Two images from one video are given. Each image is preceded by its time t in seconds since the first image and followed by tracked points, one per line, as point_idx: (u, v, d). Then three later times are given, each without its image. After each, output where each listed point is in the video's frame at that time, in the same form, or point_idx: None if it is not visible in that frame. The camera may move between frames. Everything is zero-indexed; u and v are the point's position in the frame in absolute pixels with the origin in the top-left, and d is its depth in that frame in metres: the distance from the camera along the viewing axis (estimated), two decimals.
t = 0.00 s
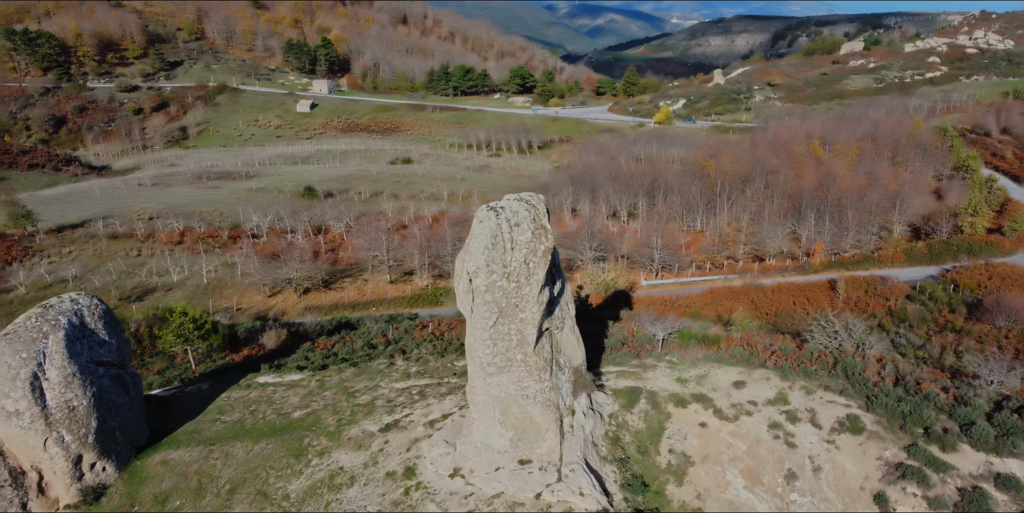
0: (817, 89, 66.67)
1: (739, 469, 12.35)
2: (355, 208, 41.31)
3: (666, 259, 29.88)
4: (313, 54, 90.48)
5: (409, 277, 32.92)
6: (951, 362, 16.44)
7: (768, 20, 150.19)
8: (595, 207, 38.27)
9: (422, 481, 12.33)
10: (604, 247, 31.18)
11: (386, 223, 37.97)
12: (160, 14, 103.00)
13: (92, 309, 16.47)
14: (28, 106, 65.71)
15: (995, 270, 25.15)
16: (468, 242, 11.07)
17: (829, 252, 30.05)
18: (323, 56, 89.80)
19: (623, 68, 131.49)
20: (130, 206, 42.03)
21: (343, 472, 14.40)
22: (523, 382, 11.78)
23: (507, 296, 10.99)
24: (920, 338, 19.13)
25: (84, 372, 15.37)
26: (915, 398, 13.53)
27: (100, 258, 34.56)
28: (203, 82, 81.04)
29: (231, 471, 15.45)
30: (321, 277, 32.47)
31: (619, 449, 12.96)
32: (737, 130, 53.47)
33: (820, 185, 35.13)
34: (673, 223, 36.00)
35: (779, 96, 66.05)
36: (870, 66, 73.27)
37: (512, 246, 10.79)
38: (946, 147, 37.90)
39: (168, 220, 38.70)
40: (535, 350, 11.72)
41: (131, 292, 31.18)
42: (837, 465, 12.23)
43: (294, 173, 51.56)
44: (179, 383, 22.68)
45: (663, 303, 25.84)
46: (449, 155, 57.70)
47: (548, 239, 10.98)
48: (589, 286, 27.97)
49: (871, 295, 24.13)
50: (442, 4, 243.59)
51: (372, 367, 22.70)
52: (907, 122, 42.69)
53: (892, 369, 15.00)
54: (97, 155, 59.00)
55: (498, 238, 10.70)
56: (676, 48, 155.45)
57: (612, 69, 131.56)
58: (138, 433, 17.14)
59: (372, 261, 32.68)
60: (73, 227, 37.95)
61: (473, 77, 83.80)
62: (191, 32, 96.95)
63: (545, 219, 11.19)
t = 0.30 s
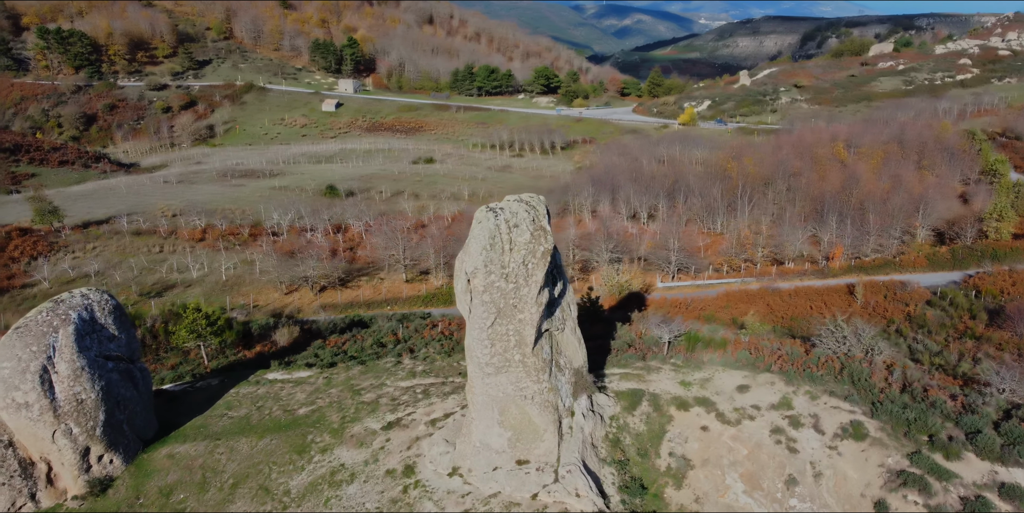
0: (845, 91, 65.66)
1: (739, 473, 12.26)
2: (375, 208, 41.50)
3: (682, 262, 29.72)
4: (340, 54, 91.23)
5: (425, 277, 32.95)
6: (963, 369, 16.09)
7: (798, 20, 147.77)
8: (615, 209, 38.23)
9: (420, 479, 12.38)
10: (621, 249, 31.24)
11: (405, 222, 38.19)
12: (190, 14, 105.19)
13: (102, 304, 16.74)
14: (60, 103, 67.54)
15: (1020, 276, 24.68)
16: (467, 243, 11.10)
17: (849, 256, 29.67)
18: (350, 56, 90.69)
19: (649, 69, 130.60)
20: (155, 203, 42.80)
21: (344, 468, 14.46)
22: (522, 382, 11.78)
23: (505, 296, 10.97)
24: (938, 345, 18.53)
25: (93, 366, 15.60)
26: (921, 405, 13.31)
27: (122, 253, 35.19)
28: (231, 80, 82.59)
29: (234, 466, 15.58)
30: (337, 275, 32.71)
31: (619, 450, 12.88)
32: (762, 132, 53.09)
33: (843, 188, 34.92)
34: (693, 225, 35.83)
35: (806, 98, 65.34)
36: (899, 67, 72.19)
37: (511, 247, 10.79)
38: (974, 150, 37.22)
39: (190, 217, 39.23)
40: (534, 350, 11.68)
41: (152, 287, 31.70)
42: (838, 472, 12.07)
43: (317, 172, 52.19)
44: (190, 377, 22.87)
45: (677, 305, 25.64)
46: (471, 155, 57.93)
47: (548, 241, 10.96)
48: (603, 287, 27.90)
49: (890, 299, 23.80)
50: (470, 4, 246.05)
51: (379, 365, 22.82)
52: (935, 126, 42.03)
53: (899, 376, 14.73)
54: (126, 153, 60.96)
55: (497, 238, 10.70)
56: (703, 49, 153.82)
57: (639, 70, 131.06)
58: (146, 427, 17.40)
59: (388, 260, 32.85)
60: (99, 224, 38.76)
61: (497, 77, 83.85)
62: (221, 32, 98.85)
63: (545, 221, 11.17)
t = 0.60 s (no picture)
0: (874, 94, 64.52)
1: (739, 478, 12.16)
2: (395, 207, 41.57)
3: (700, 264, 29.46)
4: (366, 53, 92.38)
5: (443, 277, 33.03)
6: (974, 376, 15.79)
7: (830, 21, 145.33)
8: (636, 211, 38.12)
9: (419, 477, 12.44)
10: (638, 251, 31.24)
11: (425, 221, 38.41)
12: (221, 14, 105.94)
13: (113, 300, 17.00)
14: (92, 101, 69.42)
15: None
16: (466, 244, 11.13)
17: (870, 260, 29.11)
18: (377, 56, 91.75)
19: (677, 70, 130.06)
20: (180, 200, 43.51)
21: (345, 465, 14.54)
22: (520, 383, 11.76)
23: (503, 297, 10.97)
24: (957, 352, 17.87)
25: (102, 360, 15.85)
26: (927, 413, 13.11)
27: (145, 250, 35.78)
28: (259, 79, 84.43)
29: (239, 460, 15.73)
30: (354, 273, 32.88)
31: (618, 452, 12.81)
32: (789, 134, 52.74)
33: (867, 192, 34.82)
34: (714, 227, 35.85)
35: (835, 100, 64.63)
36: (931, 70, 71.08)
37: (510, 248, 10.78)
38: (1004, 154, 36.39)
39: (213, 214, 39.88)
40: (532, 351, 11.66)
41: (172, 283, 32.19)
42: (840, 479, 11.93)
43: (341, 171, 52.86)
44: (202, 373, 23.22)
45: (692, 307, 25.58)
46: (494, 155, 58.23)
47: (547, 242, 10.92)
48: (618, 289, 27.87)
49: (910, 305, 23.57)
50: (499, 4, 248.18)
51: (387, 363, 22.90)
52: (965, 129, 41.25)
53: (907, 383, 14.46)
54: (156, 152, 62.58)
55: (496, 239, 10.70)
56: (736, 50, 152.10)
57: (666, 70, 130.89)
58: (155, 421, 17.67)
59: (405, 259, 32.98)
60: (124, 220, 39.56)
61: (522, 78, 83.95)
62: (250, 31, 101.20)
63: (546, 221, 11.13)
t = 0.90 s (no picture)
0: (905, 95, 64.00)
1: (738, 483, 12.06)
2: (416, 206, 41.77)
3: (718, 267, 29.36)
4: (394, 53, 93.41)
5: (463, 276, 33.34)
6: (990, 385, 15.46)
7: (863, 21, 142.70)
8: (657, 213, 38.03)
9: (418, 475, 12.49)
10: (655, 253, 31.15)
11: (447, 220, 38.81)
12: (252, 14, 111.19)
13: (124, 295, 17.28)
14: (125, 100, 71.73)
15: None
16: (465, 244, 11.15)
17: (893, 265, 28.88)
18: (404, 56, 92.80)
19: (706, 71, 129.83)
20: (205, 198, 44.49)
21: (347, 462, 14.62)
22: (518, 384, 11.77)
23: (502, 297, 10.96)
24: (976, 360, 17.48)
25: (112, 354, 16.11)
26: (933, 420, 12.91)
27: (168, 246, 36.49)
28: (287, 79, 86.15)
29: (243, 455, 15.86)
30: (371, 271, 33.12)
31: (618, 455, 12.75)
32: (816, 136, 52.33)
33: (893, 196, 34.57)
34: (736, 230, 35.84)
35: (864, 102, 63.86)
36: (964, 72, 69.73)
37: (509, 249, 10.78)
38: None
39: (237, 212, 40.66)
40: (531, 352, 11.63)
41: (193, 279, 32.69)
42: (840, 486, 11.80)
43: (364, 170, 53.59)
44: (214, 368, 23.53)
45: (707, 310, 25.58)
46: (518, 155, 58.57)
47: (546, 244, 10.89)
48: (633, 292, 28.17)
49: (931, 311, 23.33)
50: (529, 5, 250.92)
51: (395, 362, 22.93)
52: (997, 133, 40.46)
53: (914, 390, 14.21)
54: (185, 149, 64.26)
55: (494, 240, 10.70)
56: (767, 52, 150.40)
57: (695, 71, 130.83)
58: (164, 414, 17.94)
59: (423, 258, 33.15)
60: (150, 217, 40.53)
61: (549, 79, 84.27)
62: (280, 31, 103.67)
63: (546, 223, 11.09)
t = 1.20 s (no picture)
0: (937, 99, 62.98)
1: (737, 488, 11.95)
2: (438, 206, 41.91)
3: (737, 271, 29.18)
4: (422, 54, 94.65)
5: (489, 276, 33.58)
6: (1008, 394, 15.12)
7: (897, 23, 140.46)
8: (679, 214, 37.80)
9: (418, 473, 12.58)
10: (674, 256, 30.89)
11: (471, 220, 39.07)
12: (282, 14, 114.09)
13: (136, 291, 17.58)
14: (157, 98, 74.03)
15: None
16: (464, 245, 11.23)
17: (916, 270, 28.44)
18: (432, 56, 93.84)
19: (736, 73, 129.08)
20: (230, 196, 45.34)
21: (349, 459, 14.71)
22: (516, 384, 11.79)
23: (500, 298, 10.98)
24: (997, 369, 17.07)
25: (122, 349, 16.41)
26: (938, 429, 12.72)
27: (191, 243, 37.10)
28: (316, 78, 87.76)
29: (248, 450, 16.04)
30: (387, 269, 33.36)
31: (618, 457, 12.69)
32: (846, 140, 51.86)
33: (921, 201, 34.18)
34: (759, 234, 35.62)
35: (895, 105, 63.13)
36: (999, 75, 68.36)
37: (507, 250, 10.80)
38: None
39: (260, 210, 41.33)
40: (529, 354, 11.62)
41: (214, 276, 33.16)
42: (841, 492, 11.64)
43: (388, 169, 54.12)
44: (226, 364, 23.84)
45: (724, 314, 25.52)
46: (542, 156, 58.69)
47: (545, 246, 10.87)
48: (648, 295, 28.08)
49: (952, 318, 23.05)
50: (559, 6, 252.81)
51: (403, 361, 23.01)
52: None
53: (922, 397, 13.95)
54: (215, 148, 65.77)
55: (492, 242, 10.76)
56: (798, 55, 148.28)
57: (725, 73, 130.10)
58: (173, 409, 18.22)
59: (441, 257, 33.35)
60: (175, 214, 41.43)
61: (575, 80, 84.62)
62: (310, 31, 105.81)
63: (545, 225, 11.07)
